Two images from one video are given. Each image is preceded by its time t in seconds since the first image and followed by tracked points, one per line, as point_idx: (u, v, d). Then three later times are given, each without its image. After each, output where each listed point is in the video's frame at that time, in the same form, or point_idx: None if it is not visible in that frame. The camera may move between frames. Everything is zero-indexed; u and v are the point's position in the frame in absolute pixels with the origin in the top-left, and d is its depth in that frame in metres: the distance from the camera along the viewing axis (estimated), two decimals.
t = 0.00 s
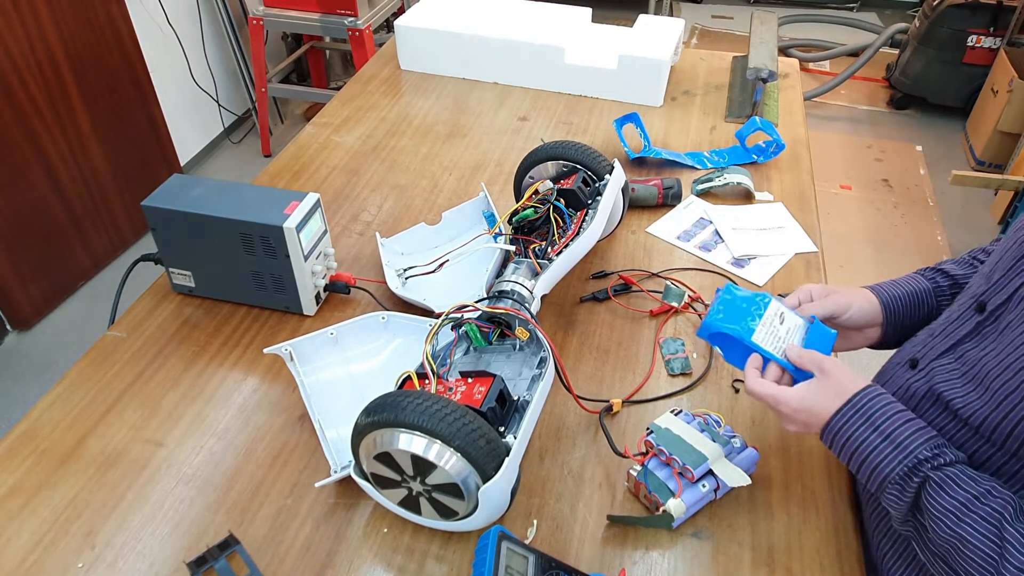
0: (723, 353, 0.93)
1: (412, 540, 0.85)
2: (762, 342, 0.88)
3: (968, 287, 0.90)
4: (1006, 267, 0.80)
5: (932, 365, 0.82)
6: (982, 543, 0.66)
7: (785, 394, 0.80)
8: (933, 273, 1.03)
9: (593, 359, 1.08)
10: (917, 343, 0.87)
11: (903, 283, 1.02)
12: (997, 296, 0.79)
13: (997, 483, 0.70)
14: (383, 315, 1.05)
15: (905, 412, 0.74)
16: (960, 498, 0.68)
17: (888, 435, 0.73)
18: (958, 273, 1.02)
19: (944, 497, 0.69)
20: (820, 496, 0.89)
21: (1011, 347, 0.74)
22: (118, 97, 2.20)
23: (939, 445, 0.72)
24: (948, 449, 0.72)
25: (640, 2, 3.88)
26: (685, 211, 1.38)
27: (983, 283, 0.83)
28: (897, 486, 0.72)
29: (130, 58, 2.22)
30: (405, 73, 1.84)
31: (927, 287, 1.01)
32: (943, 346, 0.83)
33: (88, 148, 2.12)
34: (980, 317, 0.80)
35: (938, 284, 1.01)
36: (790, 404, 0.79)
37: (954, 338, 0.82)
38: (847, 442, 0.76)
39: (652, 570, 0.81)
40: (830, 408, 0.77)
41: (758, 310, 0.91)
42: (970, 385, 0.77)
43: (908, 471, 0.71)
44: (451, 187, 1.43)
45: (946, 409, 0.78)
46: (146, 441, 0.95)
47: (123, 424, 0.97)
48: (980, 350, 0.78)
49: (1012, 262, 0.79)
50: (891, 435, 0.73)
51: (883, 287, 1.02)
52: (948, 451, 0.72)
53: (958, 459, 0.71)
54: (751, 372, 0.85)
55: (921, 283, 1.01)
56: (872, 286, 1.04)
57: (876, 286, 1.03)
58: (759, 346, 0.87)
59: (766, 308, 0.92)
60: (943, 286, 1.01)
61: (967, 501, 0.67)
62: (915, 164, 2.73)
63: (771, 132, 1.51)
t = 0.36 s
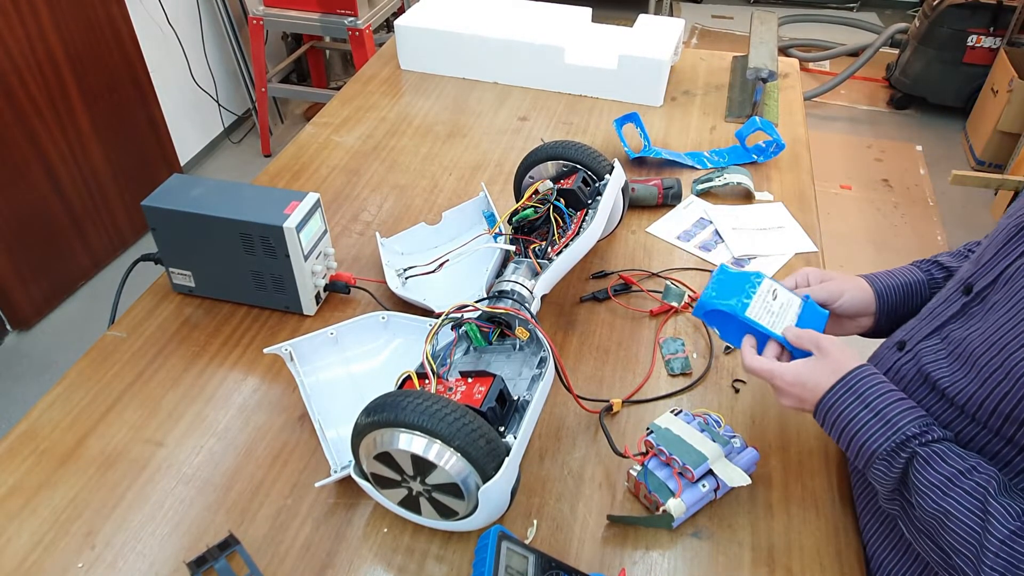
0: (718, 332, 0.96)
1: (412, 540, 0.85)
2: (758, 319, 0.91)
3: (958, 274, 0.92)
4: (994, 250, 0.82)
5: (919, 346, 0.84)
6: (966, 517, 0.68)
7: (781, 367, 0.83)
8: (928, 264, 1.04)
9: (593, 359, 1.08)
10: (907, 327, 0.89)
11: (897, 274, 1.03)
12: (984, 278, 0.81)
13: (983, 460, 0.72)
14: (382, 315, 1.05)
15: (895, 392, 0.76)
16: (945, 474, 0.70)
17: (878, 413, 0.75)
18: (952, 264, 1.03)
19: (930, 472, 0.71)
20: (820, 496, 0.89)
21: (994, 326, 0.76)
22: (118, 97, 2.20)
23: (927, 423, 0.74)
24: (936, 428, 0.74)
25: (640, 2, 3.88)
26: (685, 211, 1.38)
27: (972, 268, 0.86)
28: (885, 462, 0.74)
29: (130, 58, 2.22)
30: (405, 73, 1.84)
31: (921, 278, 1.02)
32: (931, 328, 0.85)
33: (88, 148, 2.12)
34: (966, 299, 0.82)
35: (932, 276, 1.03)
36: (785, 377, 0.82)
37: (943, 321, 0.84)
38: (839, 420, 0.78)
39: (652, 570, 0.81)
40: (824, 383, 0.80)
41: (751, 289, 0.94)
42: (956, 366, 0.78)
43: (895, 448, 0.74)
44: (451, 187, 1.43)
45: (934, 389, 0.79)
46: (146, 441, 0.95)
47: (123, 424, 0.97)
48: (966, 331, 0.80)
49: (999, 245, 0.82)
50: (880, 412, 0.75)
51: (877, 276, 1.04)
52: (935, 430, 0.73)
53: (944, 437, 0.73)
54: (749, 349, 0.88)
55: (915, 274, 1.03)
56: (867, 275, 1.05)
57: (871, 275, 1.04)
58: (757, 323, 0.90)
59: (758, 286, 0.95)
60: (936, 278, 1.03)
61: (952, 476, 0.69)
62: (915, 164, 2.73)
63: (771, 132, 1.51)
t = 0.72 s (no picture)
0: (712, 334, 0.97)
1: (412, 540, 0.85)
2: (750, 319, 0.92)
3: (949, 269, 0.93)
4: (984, 245, 0.83)
5: (912, 341, 0.84)
6: (963, 509, 0.68)
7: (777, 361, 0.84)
8: (918, 262, 1.05)
9: (593, 359, 1.08)
10: (900, 323, 0.90)
11: (888, 273, 1.03)
12: (974, 272, 0.82)
13: (978, 453, 0.72)
14: (382, 315, 1.05)
15: (890, 386, 0.76)
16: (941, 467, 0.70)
17: (873, 407, 0.75)
18: (941, 262, 1.04)
19: (926, 465, 0.71)
20: (820, 496, 0.89)
21: (985, 318, 0.76)
22: (118, 98, 2.21)
23: (922, 416, 0.74)
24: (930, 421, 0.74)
25: (640, 2, 3.87)
26: (685, 211, 1.38)
27: (963, 263, 0.86)
28: (881, 455, 0.74)
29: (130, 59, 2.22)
30: (405, 73, 1.84)
31: (911, 277, 1.03)
32: (923, 322, 0.85)
33: (88, 149, 2.13)
34: (957, 293, 0.83)
35: (922, 274, 1.03)
36: (779, 372, 0.83)
37: (935, 315, 0.84)
38: (835, 415, 0.78)
39: (652, 570, 0.81)
40: (819, 379, 0.80)
41: (742, 289, 0.96)
42: (948, 358, 0.78)
43: (891, 441, 0.74)
44: (451, 187, 1.43)
45: (927, 383, 0.80)
46: (146, 441, 0.95)
47: (123, 424, 0.97)
48: (957, 324, 0.80)
49: (989, 240, 0.82)
50: (875, 406, 0.75)
51: (869, 275, 1.04)
52: (930, 423, 0.74)
53: (939, 430, 0.73)
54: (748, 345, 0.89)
55: (906, 273, 1.03)
56: (858, 275, 1.05)
57: (862, 275, 1.05)
58: (751, 323, 0.91)
59: (750, 285, 0.96)
60: (927, 276, 1.03)
61: (947, 470, 0.69)
62: (915, 164, 2.73)
63: (771, 132, 1.50)
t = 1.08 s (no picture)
0: (711, 335, 0.97)
1: (411, 540, 0.85)
2: (748, 318, 0.92)
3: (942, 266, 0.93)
4: (976, 241, 0.83)
5: (906, 338, 0.84)
6: (959, 504, 0.68)
7: (775, 358, 0.84)
8: (912, 262, 1.05)
9: (592, 358, 1.08)
10: (895, 320, 0.90)
11: (883, 273, 1.03)
12: (967, 268, 0.82)
13: (973, 448, 0.72)
14: (382, 314, 1.05)
15: (885, 382, 0.76)
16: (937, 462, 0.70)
17: (868, 403, 0.75)
18: (935, 260, 1.04)
19: (922, 461, 0.71)
20: (819, 496, 0.89)
21: (977, 313, 0.76)
22: (117, 97, 2.20)
23: (917, 412, 0.74)
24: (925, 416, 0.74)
25: (639, 2, 3.88)
26: (685, 211, 1.38)
27: (955, 259, 0.86)
28: (877, 451, 0.74)
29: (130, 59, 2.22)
30: (404, 72, 1.84)
31: (905, 276, 1.03)
32: (917, 319, 0.85)
33: (88, 149, 2.13)
34: (950, 290, 0.83)
35: (917, 273, 1.04)
36: (776, 369, 0.83)
37: (929, 312, 0.85)
38: (831, 411, 0.78)
39: (651, 569, 0.81)
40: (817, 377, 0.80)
41: (737, 290, 0.96)
42: (942, 354, 0.79)
43: (886, 437, 0.74)
44: (451, 186, 1.43)
45: (922, 379, 0.80)
46: (146, 440, 0.95)
47: (123, 424, 0.97)
48: (951, 320, 0.80)
49: (981, 236, 0.82)
50: (870, 402, 0.75)
51: (863, 274, 1.04)
52: (925, 418, 0.74)
53: (935, 425, 0.73)
54: (746, 342, 0.89)
55: (900, 273, 1.03)
56: (853, 274, 1.06)
57: (857, 275, 1.05)
58: (748, 322, 0.92)
59: (745, 286, 0.97)
60: (921, 275, 1.04)
61: (943, 464, 0.69)
62: (915, 164, 2.73)
63: (770, 132, 1.50)
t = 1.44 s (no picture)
0: (703, 335, 0.97)
1: (410, 540, 0.85)
2: (741, 320, 0.92)
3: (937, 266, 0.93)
4: (969, 240, 0.83)
5: (899, 337, 0.85)
6: (947, 503, 0.68)
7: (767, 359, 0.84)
8: (908, 262, 1.05)
9: (591, 358, 1.08)
10: (889, 320, 0.90)
11: (879, 273, 1.03)
12: (959, 268, 0.82)
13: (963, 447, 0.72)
14: (381, 314, 1.05)
15: (875, 381, 0.77)
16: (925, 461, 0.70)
17: (858, 403, 0.76)
18: (931, 260, 1.04)
19: (911, 460, 0.71)
20: (818, 496, 0.89)
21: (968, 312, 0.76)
22: (117, 97, 2.20)
23: (907, 411, 0.74)
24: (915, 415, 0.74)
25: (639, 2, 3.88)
26: (684, 211, 1.38)
27: (949, 259, 0.86)
28: (868, 451, 0.75)
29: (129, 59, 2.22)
30: (404, 72, 1.84)
31: (901, 276, 1.03)
32: (910, 318, 0.85)
33: (88, 149, 2.13)
34: (943, 289, 0.83)
35: (912, 273, 1.04)
36: (768, 370, 0.83)
37: (922, 312, 0.85)
38: (822, 411, 0.78)
39: (650, 569, 0.81)
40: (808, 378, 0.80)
41: (731, 291, 0.96)
42: (934, 353, 0.79)
43: (876, 436, 0.74)
44: (450, 186, 1.43)
45: (914, 378, 0.80)
46: (145, 440, 0.95)
47: (122, 423, 0.97)
48: (943, 319, 0.80)
49: (974, 236, 0.82)
50: (860, 401, 0.76)
51: (859, 274, 1.04)
52: (915, 418, 0.74)
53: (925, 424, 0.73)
54: (739, 344, 0.89)
55: (896, 272, 1.04)
56: (849, 274, 1.06)
57: (853, 274, 1.05)
58: (742, 324, 0.91)
59: (739, 286, 0.96)
60: (916, 275, 1.04)
61: (931, 464, 0.69)
62: (914, 164, 2.73)
63: (769, 132, 1.50)
